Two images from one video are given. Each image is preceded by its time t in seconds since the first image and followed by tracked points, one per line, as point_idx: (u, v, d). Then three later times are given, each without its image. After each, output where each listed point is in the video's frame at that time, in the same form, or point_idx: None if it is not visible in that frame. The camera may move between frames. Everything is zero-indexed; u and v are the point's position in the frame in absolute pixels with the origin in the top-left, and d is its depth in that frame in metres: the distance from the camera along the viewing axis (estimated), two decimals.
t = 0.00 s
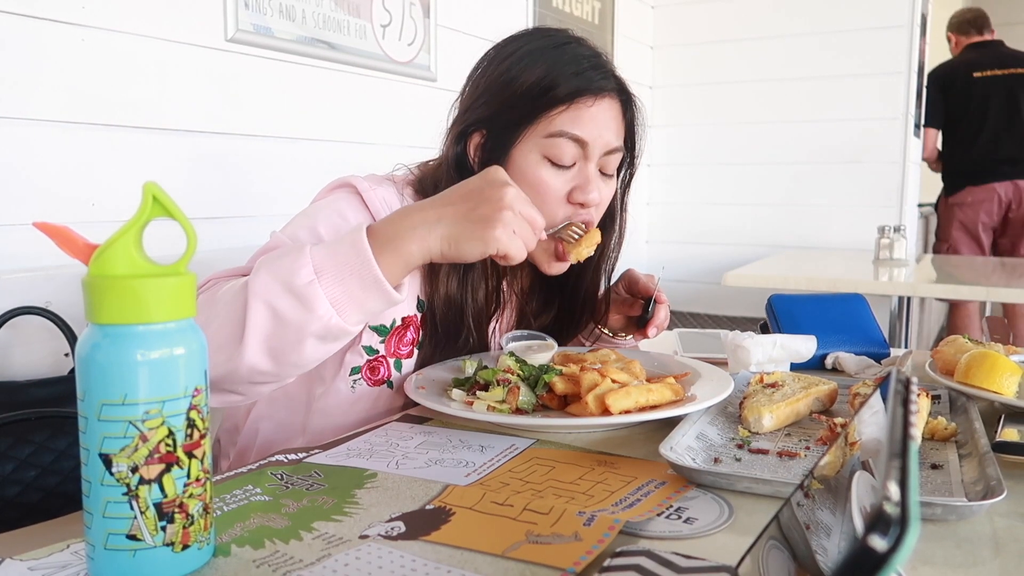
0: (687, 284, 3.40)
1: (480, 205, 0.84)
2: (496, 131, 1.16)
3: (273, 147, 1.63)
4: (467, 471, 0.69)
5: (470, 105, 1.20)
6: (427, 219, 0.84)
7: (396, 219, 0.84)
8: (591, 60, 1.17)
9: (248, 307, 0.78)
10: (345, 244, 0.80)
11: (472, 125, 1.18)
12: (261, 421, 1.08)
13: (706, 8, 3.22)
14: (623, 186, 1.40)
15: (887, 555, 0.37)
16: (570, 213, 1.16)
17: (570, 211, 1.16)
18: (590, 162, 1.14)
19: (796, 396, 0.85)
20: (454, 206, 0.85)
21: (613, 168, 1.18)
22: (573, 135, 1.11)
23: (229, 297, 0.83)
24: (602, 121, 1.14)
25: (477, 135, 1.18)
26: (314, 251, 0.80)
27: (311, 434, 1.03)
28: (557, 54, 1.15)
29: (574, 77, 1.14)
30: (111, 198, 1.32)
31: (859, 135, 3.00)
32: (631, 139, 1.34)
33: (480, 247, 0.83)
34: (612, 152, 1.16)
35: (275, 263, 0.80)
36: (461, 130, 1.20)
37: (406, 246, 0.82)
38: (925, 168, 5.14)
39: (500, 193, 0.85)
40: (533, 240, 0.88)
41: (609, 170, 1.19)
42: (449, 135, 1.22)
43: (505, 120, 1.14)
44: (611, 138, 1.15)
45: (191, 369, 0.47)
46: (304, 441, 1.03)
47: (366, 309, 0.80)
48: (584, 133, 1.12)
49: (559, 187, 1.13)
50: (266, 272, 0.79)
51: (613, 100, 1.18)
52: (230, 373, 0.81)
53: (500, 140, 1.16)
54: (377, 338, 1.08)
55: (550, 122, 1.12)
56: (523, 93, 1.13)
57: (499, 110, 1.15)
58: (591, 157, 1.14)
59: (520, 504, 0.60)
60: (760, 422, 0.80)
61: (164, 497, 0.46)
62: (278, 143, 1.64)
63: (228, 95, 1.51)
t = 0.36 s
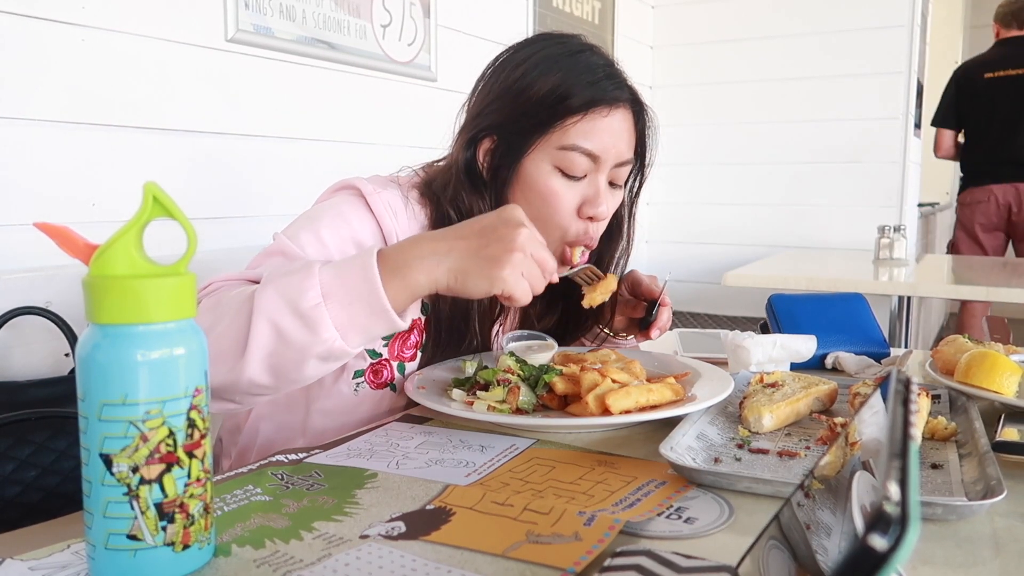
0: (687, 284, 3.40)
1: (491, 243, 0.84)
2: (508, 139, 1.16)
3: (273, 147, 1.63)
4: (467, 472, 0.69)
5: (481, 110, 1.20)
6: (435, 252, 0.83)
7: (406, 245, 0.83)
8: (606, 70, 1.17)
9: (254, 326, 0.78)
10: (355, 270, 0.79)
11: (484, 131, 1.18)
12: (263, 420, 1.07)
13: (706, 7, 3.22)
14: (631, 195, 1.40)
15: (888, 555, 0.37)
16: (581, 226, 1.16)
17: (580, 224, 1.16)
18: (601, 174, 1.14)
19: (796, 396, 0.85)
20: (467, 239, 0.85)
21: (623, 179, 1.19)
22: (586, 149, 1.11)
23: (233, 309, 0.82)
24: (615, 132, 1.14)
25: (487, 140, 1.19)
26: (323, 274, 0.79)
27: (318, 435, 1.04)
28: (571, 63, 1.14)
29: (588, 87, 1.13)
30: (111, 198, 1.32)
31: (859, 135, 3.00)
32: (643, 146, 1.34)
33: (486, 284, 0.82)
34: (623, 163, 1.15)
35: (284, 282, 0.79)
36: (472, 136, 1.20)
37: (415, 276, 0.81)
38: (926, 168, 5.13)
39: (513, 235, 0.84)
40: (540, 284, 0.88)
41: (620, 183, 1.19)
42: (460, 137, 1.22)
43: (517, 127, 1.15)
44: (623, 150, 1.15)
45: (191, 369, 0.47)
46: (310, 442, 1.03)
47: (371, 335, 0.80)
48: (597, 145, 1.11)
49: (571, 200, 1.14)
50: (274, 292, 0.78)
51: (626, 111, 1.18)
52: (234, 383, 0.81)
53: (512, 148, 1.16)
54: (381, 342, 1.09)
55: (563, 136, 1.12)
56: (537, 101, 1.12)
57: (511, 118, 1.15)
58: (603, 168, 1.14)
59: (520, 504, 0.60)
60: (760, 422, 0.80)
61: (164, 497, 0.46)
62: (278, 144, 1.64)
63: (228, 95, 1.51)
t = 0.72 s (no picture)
0: (687, 284, 3.40)
1: (479, 281, 0.85)
2: (504, 129, 1.16)
3: (273, 146, 1.63)
4: (467, 472, 0.69)
5: (476, 101, 1.20)
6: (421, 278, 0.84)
7: (397, 274, 0.85)
8: (597, 58, 1.17)
9: (245, 347, 0.78)
10: (347, 296, 0.79)
11: (479, 121, 1.18)
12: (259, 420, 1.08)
13: (706, 7, 3.22)
14: (623, 182, 1.41)
15: (888, 556, 0.37)
16: (578, 214, 1.17)
17: (578, 211, 1.16)
18: (596, 161, 1.15)
19: (796, 396, 0.85)
20: (455, 274, 0.86)
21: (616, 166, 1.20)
22: (581, 136, 1.12)
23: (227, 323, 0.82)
24: (609, 119, 1.15)
25: (482, 131, 1.19)
26: (317, 299, 0.79)
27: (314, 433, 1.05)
28: (563, 53, 1.15)
29: (581, 75, 1.14)
30: (111, 198, 1.32)
31: (859, 135, 3.00)
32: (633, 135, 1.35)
33: (469, 317, 0.83)
34: (617, 150, 1.17)
35: (278, 305, 0.79)
36: (467, 127, 1.20)
37: (400, 299, 0.82)
38: (926, 168, 5.14)
39: (501, 273, 0.86)
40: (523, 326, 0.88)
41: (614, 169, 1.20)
42: (454, 129, 1.22)
43: (513, 117, 1.15)
44: (617, 137, 1.16)
45: (191, 369, 0.47)
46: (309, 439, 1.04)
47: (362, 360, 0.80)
48: (592, 132, 1.12)
49: (567, 187, 1.15)
50: (267, 314, 0.78)
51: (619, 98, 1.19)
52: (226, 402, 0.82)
53: (507, 138, 1.16)
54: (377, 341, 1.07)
55: (559, 124, 1.12)
56: (532, 90, 1.13)
57: (507, 108, 1.15)
58: (598, 155, 1.15)
59: (520, 504, 0.60)
60: (760, 422, 0.80)
61: (164, 497, 0.46)
62: (278, 144, 1.64)
63: (228, 94, 1.51)
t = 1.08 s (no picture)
0: (687, 284, 3.40)
1: (383, 332, 0.75)
2: (438, 84, 1.18)
3: (273, 146, 1.63)
4: (467, 472, 0.69)
5: (406, 61, 1.21)
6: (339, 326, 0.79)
7: (318, 330, 0.80)
8: (516, 9, 1.22)
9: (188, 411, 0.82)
10: (272, 362, 0.79)
11: (412, 81, 1.20)
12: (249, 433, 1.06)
13: (706, 8, 3.22)
14: (558, 130, 1.42)
15: (887, 555, 0.37)
16: (518, 156, 1.19)
17: (518, 153, 1.19)
18: (529, 103, 1.19)
19: (796, 396, 0.85)
20: (367, 325, 0.77)
21: (548, 110, 1.24)
22: (512, 79, 1.16)
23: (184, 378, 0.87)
24: (535, 64, 1.19)
25: (417, 89, 1.20)
26: (245, 361, 0.81)
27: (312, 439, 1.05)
28: (485, 5, 1.18)
29: (503, 23, 1.18)
30: (110, 198, 1.32)
31: (859, 135, 3.00)
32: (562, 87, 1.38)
33: (371, 363, 0.74)
34: (547, 93, 1.21)
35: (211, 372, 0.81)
36: (401, 87, 1.21)
37: (309, 351, 0.79)
38: (926, 167, 5.14)
39: (404, 318, 0.74)
40: (448, 368, 0.74)
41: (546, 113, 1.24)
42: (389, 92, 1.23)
43: (445, 70, 1.17)
44: (545, 79, 1.20)
45: (191, 369, 0.47)
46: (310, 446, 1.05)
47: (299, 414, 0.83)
48: (522, 76, 1.17)
49: (504, 131, 1.18)
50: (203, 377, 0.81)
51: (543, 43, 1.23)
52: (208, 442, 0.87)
53: (442, 92, 1.18)
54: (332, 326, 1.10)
55: (490, 70, 1.16)
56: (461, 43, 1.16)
57: (439, 62, 1.17)
58: (529, 98, 1.19)
59: (520, 504, 0.60)
60: (760, 422, 0.80)
61: (164, 497, 0.46)
62: (278, 144, 1.64)
63: (228, 94, 1.51)
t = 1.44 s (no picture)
0: (687, 283, 3.40)
1: (371, 352, 0.80)
2: (417, 64, 1.15)
3: (274, 146, 1.63)
4: (466, 471, 0.69)
5: (370, 41, 1.14)
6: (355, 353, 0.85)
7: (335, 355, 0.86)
8: None
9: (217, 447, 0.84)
10: (300, 394, 0.84)
11: (387, 62, 1.14)
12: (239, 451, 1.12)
13: (707, 8, 3.22)
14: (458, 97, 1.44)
15: (888, 555, 0.37)
16: (491, 124, 1.26)
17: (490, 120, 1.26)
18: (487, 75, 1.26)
19: (796, 396, 0.85)
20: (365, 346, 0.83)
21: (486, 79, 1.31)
22: (481, 54, 1.22)
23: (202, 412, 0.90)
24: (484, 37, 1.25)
25: (394, 70, 1.15)
26: (272, 396, 0.84)
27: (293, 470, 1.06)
28: None
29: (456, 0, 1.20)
30: (111, 197, 1.31)
31: (859, 135, 3.00)
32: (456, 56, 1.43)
33: (353, 373, 0.81)
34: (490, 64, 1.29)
35: (239, 408, 0.84)
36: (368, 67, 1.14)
37: (324, 366, 0.85)
38: (926, 167, 5.14)
39: (381, 341, 0.80)
40: (418, 392, 0.78)
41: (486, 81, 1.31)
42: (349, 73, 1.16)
43: (425, 47, 1.15)
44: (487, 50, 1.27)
45: (191, 369, 0.47)
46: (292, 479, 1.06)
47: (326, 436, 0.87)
48: (484, 51, 1.23)
49: (480, 104, 1.23)
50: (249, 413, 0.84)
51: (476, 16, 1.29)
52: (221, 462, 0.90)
53: (423, 73, 1.16)
54: (293, 321, 1.09)
55: (463, 44, 1.19)
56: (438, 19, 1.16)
57: (417, 39, 1.14)
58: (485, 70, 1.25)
59: (520, 504, 0.60)
60: (760, 422, 0.80)
61: (164, 497, 0.46)
62: (278, 143, 1.64)
63: (228, 94, 1.51)
